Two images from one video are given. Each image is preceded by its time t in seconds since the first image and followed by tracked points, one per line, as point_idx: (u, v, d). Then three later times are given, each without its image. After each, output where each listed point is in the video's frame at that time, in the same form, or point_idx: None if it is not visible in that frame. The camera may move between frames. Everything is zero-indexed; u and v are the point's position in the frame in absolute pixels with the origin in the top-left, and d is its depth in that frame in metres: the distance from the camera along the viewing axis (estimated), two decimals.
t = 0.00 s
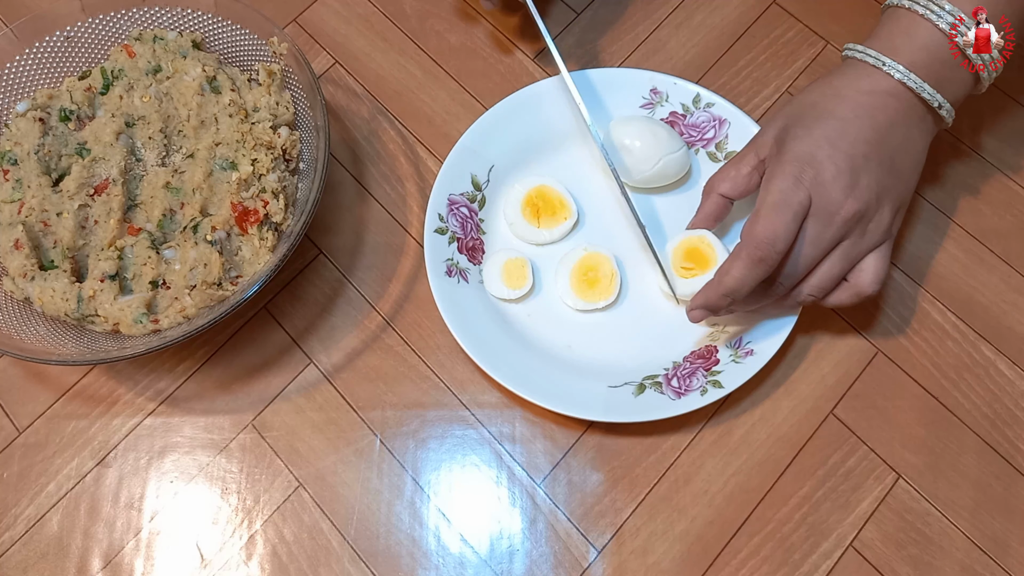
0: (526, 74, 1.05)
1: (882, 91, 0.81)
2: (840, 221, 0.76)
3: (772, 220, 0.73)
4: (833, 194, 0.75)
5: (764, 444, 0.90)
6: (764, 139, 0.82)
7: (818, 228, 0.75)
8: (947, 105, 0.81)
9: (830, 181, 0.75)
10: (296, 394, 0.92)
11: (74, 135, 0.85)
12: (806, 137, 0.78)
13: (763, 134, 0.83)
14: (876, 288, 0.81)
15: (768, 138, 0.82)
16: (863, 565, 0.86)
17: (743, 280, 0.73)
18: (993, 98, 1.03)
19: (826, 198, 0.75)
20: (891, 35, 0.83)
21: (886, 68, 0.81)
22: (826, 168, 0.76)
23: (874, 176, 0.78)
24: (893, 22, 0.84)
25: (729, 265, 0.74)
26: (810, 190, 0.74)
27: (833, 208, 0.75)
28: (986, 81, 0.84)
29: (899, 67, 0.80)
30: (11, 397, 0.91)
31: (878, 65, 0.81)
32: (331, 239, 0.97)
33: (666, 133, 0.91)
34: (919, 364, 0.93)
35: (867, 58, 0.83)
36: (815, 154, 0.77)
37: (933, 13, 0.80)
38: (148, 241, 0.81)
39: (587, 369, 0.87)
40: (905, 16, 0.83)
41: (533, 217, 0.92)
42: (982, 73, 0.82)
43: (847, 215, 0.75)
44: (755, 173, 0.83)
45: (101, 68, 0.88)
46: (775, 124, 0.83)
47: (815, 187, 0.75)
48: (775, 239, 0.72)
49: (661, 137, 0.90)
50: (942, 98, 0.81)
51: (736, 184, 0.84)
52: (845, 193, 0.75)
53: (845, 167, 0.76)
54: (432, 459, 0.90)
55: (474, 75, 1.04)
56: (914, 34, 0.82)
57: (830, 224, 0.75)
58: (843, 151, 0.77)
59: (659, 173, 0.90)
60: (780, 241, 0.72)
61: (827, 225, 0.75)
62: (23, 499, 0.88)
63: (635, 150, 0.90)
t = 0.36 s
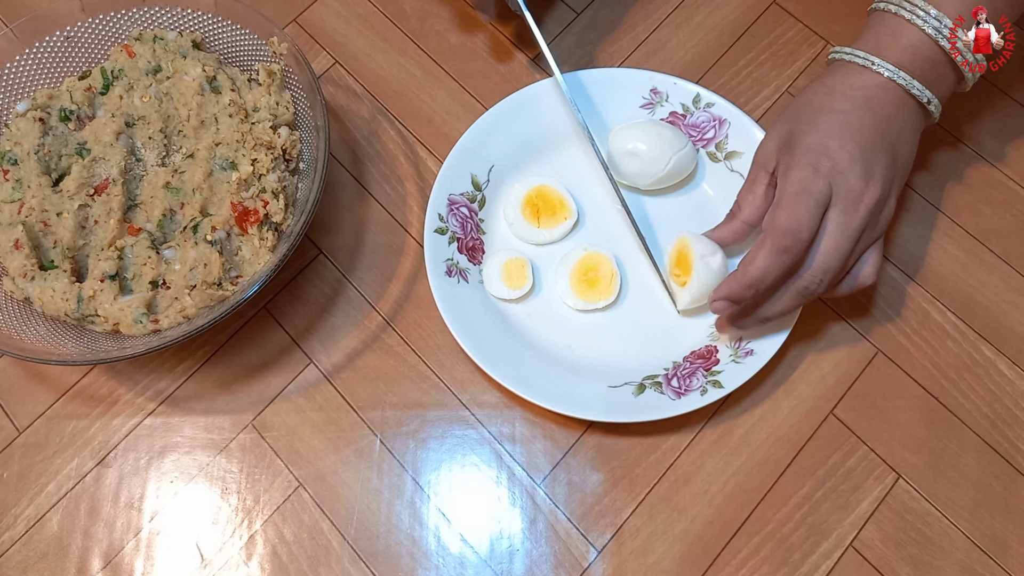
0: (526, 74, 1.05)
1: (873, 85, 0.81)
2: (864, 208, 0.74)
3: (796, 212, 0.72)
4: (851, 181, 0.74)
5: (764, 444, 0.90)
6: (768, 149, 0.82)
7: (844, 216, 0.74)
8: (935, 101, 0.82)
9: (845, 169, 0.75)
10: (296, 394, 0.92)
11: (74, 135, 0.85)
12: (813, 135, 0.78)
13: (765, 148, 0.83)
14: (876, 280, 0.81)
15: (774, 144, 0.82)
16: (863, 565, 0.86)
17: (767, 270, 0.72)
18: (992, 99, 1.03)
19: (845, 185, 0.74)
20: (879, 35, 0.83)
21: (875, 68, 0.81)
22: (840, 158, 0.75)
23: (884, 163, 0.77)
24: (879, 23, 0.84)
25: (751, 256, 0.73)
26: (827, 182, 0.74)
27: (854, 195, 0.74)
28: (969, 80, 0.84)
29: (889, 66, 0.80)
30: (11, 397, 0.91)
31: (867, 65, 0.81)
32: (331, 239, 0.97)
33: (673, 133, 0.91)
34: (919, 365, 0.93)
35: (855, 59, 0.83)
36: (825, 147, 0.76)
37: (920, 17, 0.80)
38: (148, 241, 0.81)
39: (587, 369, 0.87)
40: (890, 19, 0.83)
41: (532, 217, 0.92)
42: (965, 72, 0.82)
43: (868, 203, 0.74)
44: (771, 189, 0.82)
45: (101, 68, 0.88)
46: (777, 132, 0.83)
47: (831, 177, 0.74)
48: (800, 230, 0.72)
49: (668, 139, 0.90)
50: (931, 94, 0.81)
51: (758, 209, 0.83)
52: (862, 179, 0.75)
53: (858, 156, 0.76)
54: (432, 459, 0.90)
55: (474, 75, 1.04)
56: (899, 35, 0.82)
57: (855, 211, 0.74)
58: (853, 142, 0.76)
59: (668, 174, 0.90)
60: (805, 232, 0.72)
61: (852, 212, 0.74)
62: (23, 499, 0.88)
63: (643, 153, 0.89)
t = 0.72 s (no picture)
0: (526, 74, 1.05)
1: (855, 90, 0.78)
2: (865, 212, 0.72)
3: (783, 222, 0.72)
4: (852, 186, 0.72)
5: (764, 444, 0.90)
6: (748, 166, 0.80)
7: (841, 222, 0.72)
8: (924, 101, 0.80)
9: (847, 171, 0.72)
10: (296, 394, 0.92)
11: (74, 135, 0.85)
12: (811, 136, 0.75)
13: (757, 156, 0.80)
14: (878, 283, 0.81)
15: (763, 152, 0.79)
16: (863, 565, 0.86)
17: (747, 275, 0.76)
18: (992, 98, 1.03)
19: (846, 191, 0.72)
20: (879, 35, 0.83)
21: (865, 70, 0.78)
22: (843, 160, 0.72)
23: (885, 163, 0.75)
24: (864, 26, 0.82)
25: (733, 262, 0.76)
26: (825, 187, 0.71)
27: (855, 200, 0.72)
28: (955, 80, 0.82)
29: (877, 69, 0.78)
30: (11, 397, 0.91)
31: (856, 67, 0.79)
32: (331, 239, 0.97)
33: (677, 137, 0.91)
34: (919, 365, 0.93)
35: (843, 62, 0.80)
36: (827, 149, 0.73)
37: (906, 21, 0.78)
38: (148, 241, 0.81)
39: (587, 369, 0.87)
40: (876, 22, 0.80)
41: (532, 217, 0.92)
42: (950, 73, 0.80)
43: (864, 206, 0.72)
44: (762, 195, 0.80)
45: (101, 68, 0.88)
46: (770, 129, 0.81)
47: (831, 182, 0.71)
48: (782, 242, 0.72)
49: (670, 140, 0.90)
50: (920, 95, 0.80)
51: (746, 213, 0.81)
52: (866, 182, 0.72)
53: (861, 158, 0.73)
54: (432, 459, 0.90)
55: (474, 75, 1.04)
56: (885, 37, 0.79)
57: (855, 216, 0.72)
58: (855, 144, 0.74)
59: (671, 175, 0.90)
60: (788, 241, 0.72)
61: (851, 218, 0.72)
62: (23, 499, 0.88)
63: (645, 154, 0.89)
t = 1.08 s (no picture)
0: (526, 74, 1.05)
1: (855, 86, 0.78)
2: (856, 214, 0.71)
3: (771, 225, 0.71)
4: (842, 188, 0.71)
5: (764, 444, 0.90)
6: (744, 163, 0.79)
7: (832, 224, 0.71)
8: (911, 104, 0.80)
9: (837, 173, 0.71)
10: (296, 394, 0.92)
11: (74, 135, 0.85)
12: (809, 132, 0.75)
13: (749, 152, 0.79)
14: (871, 280, 0.80)
15: (758, 148, 0.79)
16: (863, 565, 0.86)
17: (738, 278, 0.76)
18: (992, 98, 1.03)
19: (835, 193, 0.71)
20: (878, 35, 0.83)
21: (851, 73, 0.77)
22: (832, 164, 0.71)
23: (878, 165, 0.74)
24: (852, 29, 0.81)
25: (722, 266, 0.76)
26: (814, 190, 0.71)
27: (845, 203, 0.71)
28: (942, 82, 0.82)
29: (864, 72, 0.77)
30: (11, 397, 0.91)
31: (843, 70, 0.78)
32: (331, 239, 0.97)
33: (679, 137, 0.91)
34: (919, 365, 0.93)
35: (830, 65, 0.79)
36: (816, 152, 0.72)
37: (893, 24, 0.77)
38: (148, 241, 0.81)
39: (587, 369, 0.87)
40: (863, 25, 0.79)
41: (532, 217, 0.92)
42: (936, 75, 0.80)
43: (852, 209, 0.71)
44: (749, 194, 0.79)
45: (101, 68, 0.88)
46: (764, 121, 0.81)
47: (819, 184, 0.70)
48: (771, 244, 0.72)
49: (673, 142, 0.90)
50: (906, 98, 0.79)
51: (732, 212, 0.81)
52: (856, 184, 0.71)
53: (850, 160, 0.72)
54: (432, 459, 0.90)
55: (474, 75, 1.04)
56: (872, 40, 0.79)
57: (845, 218, 0.71)
58: (844, 146, 0.73)
59: (673, 176, 0.90)
60: (776, 244, 0.72)
61: (841, 220, 0.71)
62: (23, 499, 0.88)
63: (647, 154, 0.90)
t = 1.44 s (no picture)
0: (526, 74, 1.05)
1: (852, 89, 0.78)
2: (855, 225, 0.74)
3: (782, 244, 0.72)
4: (843, 201, 0.73)
5: (764, 444, 0.90)
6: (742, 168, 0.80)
7: (834, 236, 0.73)
8: (889, 113, 0.80)
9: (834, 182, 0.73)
10: (297, 394, 0.92)
11: (74, 135, 0.85)
12: (807, 137, 0.76)
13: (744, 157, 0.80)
14: (872, 286, 0.81)
15: (756, 150, 0.79)
16: (863, 565, 0.86)
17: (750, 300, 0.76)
18: (993, 98, 1.03)
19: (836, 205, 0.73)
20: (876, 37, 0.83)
21: (831, 85, 0.78)
22: (830, 175, 0.73)
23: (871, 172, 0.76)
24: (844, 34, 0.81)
25: (735, 289, 0.76)
26: (819, 206, 0.72)
27: (846, 216, 0.73)
28: (916, 92, 0.82)
29: (844, 83, 0.78)
30: (11, 397, 0.91)
31: (822, 82, 0.78)
32: (331, 239, 0.97)
33: (679, 136, 0.91)
34: (919, 365, 0.93)
35: (809, 77, 0.79)
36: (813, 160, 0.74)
37: (870, 36, 0.77)
38: (148, 241, 0.81)
39: (587, 369, 0.87)
40: (840, 37, 0.79)
41: (532, 218, 0.92)
42: (911, 86, 0.80)
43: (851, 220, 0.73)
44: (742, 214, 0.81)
45: (101, 68, 0.88)
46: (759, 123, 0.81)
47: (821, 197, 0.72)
48: (783, 263, 0.73)
49: (675, 143, 0.90)
50: (885, 106, 0.80)
51: (729, 232, 0.81)
52: (855, 196, 0.74)
53: (845, 170, 0.74)
54: (432, 459, 0.90)
55: (474, 75, 1.04)
56: (850, 51, 0.79)
57: (846, 229, 0.74)
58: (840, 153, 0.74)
59: (674, 178, 0.90)
60: (787, 263, 0.73)
61: (843, 232, 0.73)
62: (23, 499, 0.88)
63: (649, 155, 0.90)
